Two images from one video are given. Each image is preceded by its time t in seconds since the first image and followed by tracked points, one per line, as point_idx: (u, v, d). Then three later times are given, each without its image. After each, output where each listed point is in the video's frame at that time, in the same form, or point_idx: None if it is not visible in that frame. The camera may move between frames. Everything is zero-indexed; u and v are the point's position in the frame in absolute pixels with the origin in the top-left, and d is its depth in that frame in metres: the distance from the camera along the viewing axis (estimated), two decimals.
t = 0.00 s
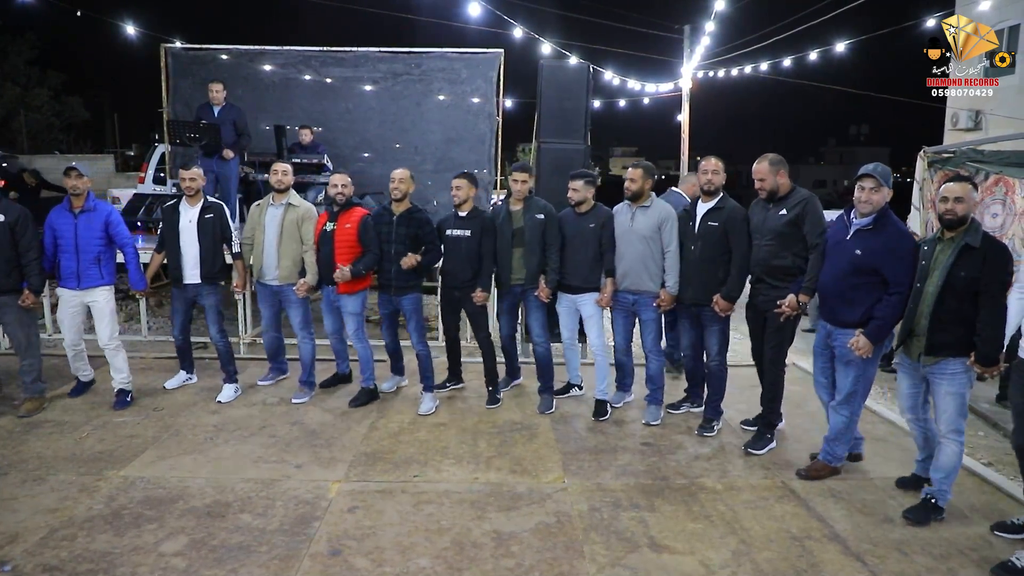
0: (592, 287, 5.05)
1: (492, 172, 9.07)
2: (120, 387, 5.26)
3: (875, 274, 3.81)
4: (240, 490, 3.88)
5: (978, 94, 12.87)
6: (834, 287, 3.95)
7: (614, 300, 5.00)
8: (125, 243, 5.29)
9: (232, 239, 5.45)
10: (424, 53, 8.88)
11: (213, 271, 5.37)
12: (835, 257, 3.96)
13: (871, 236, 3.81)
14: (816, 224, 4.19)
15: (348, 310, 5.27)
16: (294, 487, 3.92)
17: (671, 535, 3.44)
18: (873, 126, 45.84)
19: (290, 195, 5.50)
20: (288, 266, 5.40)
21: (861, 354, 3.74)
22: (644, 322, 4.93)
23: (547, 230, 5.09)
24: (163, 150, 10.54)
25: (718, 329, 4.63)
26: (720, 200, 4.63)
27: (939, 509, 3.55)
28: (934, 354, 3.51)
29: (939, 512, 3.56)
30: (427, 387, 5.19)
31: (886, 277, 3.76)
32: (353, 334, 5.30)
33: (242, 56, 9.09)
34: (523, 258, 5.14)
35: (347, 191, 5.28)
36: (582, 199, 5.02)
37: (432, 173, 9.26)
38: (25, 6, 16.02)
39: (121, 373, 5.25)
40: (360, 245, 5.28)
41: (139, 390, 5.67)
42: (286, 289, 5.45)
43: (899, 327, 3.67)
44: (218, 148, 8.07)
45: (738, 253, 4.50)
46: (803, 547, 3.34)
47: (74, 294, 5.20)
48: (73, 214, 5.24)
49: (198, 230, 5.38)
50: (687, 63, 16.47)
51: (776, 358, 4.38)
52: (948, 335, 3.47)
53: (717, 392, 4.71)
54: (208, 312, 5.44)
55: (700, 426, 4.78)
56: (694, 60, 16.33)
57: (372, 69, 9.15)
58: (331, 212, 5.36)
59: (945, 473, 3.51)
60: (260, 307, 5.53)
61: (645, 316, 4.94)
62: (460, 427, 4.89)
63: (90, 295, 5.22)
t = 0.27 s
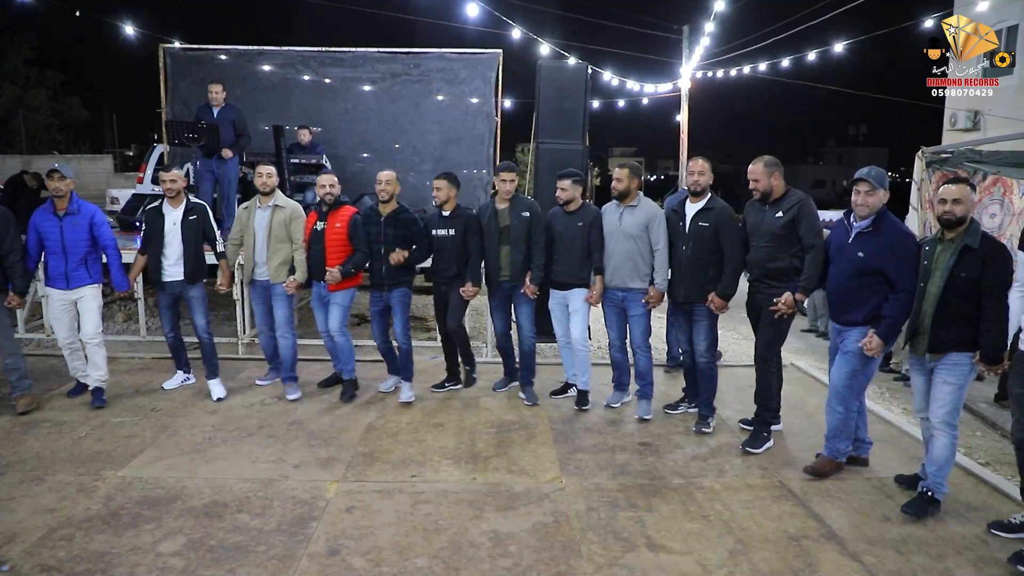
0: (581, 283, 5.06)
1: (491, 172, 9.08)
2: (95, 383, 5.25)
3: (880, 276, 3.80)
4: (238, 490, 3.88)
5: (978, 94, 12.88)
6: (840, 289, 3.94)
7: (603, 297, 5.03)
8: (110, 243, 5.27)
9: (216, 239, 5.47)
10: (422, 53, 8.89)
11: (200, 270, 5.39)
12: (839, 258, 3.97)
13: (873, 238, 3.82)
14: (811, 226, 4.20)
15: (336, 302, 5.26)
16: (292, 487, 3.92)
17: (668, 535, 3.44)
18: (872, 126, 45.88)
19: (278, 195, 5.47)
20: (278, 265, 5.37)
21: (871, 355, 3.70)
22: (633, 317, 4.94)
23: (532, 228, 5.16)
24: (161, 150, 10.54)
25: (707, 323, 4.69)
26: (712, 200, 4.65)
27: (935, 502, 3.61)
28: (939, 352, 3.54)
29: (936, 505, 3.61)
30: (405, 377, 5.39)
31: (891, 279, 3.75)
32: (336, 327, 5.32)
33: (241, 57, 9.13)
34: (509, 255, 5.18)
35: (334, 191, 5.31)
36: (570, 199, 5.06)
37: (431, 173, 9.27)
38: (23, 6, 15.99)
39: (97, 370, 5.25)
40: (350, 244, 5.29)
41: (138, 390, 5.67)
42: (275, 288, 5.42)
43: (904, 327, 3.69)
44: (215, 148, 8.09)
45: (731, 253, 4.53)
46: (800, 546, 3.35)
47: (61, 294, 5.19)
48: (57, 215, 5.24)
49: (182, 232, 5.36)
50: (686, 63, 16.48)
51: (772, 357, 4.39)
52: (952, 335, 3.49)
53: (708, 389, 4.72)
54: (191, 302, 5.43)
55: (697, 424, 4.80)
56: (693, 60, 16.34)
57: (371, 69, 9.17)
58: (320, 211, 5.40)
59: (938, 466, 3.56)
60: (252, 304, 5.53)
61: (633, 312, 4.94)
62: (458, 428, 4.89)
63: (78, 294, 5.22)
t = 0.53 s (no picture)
0: (574, 284, 5.10)
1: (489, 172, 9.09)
2: (86, 384, 5.26)
3: (874, 268, 3.82)
4: (236, 490, 3.89)
5: (978, 94, 12.87)
6: (837, 285, 3.96)
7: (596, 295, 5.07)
8: (100, 243, 5.26)
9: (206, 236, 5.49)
10: (421, 53, 8.92)
11: (188, 270, 5.38)
12: (835, 254, 3.99)
13: (866, 231, 3.83)
14: (805, 225, 4.20)
15: (325, 301, 5.36)
16: (289, 487, 3.93)
17: (664, 534, 3.45)
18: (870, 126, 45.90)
19: (267, 193, 5.50)
20: (269, 263, 5.42)
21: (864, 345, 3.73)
22: (625, 316, 4.95)
23: (524, 226, 5.18)
24: (159, 150, 10.54)
25: (697, 321, 4.70)
26: (705, 199, 4.67)
27: (936, 492, 3.72)
28: (936, 348, 3.57)
29: (937, 493, 3.73)
30: (390, 378, 5.43)
31: (885, 270, 3.76)
32: (328, 327, 5.42)
33: (239, 56, 9.16)
34: (501, 253, 5.19)
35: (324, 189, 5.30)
36: (562, 198, 5.07)
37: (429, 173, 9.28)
38: (20, 6, 15.97)
39: (88, 371, 5.26)
40: (340, 241, 5.32)
41: (135, 390, 5.67)
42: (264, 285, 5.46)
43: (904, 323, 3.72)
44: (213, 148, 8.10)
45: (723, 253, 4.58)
46: (795, 545, 3.36)
47: (52, 293, 5.22)
48: (47, 214, 5.22)
49: (171, 228, 5.38)
50: (685, 63, 16.47)
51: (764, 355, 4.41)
52: (949, 330, 3.52)
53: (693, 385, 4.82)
54: (173, 306, 5.42)
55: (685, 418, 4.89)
56: (692, 60, 16.34)
57: (369, 69, 9.16)
58: (311, 209, 5.40)
59: (936, 458, 3.65)
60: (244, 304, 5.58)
61: (626, 310, 4.95)
62: (455, 427, 4.90)
63: (69, 293, 5.25)
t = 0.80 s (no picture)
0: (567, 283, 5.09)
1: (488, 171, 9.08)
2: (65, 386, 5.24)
3: (863, 267, 3.82)
4: (232, 490, 3.89)
5: (978, 94, 12.85)
6: (825, 284, 3.97)
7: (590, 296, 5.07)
8: (91, 245, 5.27)
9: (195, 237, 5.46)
10: (419, 52, 8.97)
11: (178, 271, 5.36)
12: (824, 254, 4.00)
13: (854, 231, 3.84)
14: (794, 226, 4.21)
15: (308, 299, 5.34)
16: (286, 487, 3.92)
17: (661, 534, 3.45)
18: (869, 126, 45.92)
19: (254, 194, 5.49)
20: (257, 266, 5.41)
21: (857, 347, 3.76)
22: (617, 315, 4.95)
23: (514, 225, 5.17)
24: (157, 150, 10.54)
25: (685, 319, 4.72)
26: (698, 201, 4.68)
27: (920, 487, 3.79)
28: (930, 347, 3.56)
29: (920, 488, 3.79)
30: (373, 377, 5.42)
31: (874, 270, 3.77)
32: (307, 323, 5.35)
33: (237, 56, 9.16)
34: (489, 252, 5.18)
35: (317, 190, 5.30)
36: (554, 198, 5.05)
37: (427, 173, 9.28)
38: (19, 6, 15.96)
39: (70, 373, 5.24)
40: (328, 241, 5.41)
41: (132, 390, 5.67)
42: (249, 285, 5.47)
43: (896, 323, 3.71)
44: (209, 147, 8.10)
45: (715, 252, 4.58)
46: (792, 545, 3.36)
47: (40, 294, 5.19)
48: (38, 215, 5.23)
49: (162, 229, 5.37)
50: (683, 63, 16.48)
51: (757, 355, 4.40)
52: (941, 329, 3.52)
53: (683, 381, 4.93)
54: (165, 305, 5.42)
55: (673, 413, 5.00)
56: (690, 60, 16.34)
57: (367, 69, 9.17)
58: (301, 208, 5.47)
59: (922, 456, 3.70)
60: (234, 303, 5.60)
61: (618, 309, 4.95)
62: (452, 427, 4.90)
63: (57, 295, 5.21)
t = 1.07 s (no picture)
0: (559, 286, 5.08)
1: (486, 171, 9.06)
2: (48, 388, 5.18)
3: (845, 268, 3.84)
4: (228, 490, 3.88)
5: (978, 94, 12.81)
6: (809, 284, 3.97)
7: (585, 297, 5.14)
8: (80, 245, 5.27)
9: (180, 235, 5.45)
10: (417, 52, 9.01)
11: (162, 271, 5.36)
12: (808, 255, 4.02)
13: (837, 231, 3.85)
14: (780, 224, 4.22)
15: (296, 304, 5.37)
16: (282, 487, 3.92)
17: (657, 534, 3.45)
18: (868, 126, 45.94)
19: (239, 193, 5.50)
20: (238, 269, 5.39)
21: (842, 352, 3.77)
22: (614, 318, 4.97)
23: (506, 224, 5.14)
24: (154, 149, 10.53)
25: (678, 323, 4.77)
26: (690, 199, 4.69)
27: (904, 492, 3.72)
28: (915, 348, 3.56)
29: (905, 494, 3.73)
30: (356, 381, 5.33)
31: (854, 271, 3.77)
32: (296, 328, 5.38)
33: (235, 56, 9.18)
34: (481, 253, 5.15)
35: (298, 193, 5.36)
36: (546, 197, 5.04)
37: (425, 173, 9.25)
38: (17, 6, 15.95)
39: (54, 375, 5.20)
40: (312, 244, 5.41)
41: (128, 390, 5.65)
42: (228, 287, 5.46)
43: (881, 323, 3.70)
44: (206, 146, 8.08)
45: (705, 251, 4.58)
46: (788, 545, 3.35)
47: (27, 295, 5.17)
48: (27, 214, 5.22)
49: (149, 228, 5.36)
50: (681, 63, 16.47)
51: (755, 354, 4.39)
52: (927, 329, 3.52)
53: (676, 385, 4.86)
54: (148, 309, 5.43)
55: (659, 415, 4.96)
56: (689, 59, 16.34)
57: (365, 69, 9.18)
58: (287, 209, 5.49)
59: (913, 459, 3.65)
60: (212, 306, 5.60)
61: (615, 313, 4.97)
62: (448, 427, 4.89)
63: (43, 296, 5.18)
